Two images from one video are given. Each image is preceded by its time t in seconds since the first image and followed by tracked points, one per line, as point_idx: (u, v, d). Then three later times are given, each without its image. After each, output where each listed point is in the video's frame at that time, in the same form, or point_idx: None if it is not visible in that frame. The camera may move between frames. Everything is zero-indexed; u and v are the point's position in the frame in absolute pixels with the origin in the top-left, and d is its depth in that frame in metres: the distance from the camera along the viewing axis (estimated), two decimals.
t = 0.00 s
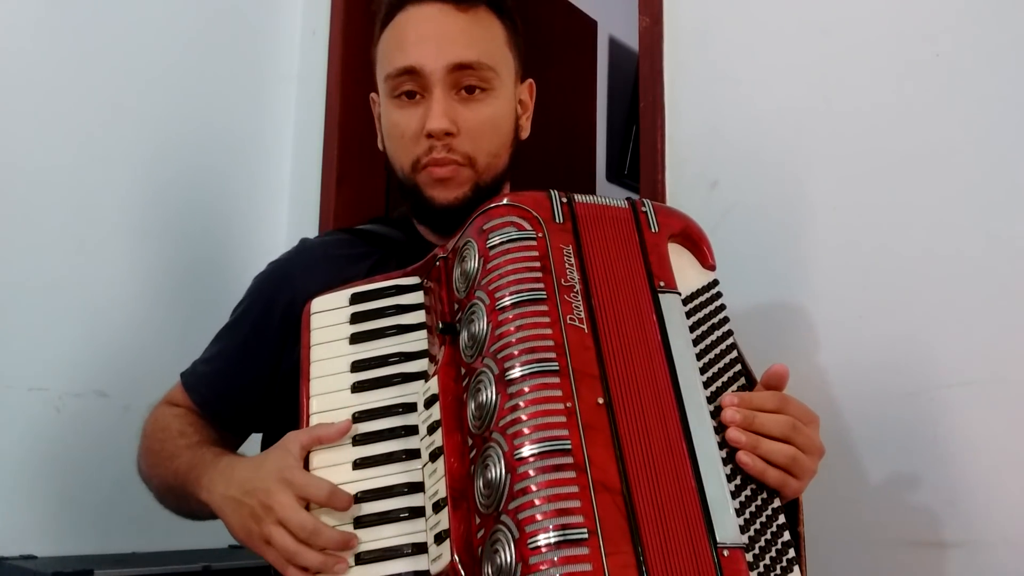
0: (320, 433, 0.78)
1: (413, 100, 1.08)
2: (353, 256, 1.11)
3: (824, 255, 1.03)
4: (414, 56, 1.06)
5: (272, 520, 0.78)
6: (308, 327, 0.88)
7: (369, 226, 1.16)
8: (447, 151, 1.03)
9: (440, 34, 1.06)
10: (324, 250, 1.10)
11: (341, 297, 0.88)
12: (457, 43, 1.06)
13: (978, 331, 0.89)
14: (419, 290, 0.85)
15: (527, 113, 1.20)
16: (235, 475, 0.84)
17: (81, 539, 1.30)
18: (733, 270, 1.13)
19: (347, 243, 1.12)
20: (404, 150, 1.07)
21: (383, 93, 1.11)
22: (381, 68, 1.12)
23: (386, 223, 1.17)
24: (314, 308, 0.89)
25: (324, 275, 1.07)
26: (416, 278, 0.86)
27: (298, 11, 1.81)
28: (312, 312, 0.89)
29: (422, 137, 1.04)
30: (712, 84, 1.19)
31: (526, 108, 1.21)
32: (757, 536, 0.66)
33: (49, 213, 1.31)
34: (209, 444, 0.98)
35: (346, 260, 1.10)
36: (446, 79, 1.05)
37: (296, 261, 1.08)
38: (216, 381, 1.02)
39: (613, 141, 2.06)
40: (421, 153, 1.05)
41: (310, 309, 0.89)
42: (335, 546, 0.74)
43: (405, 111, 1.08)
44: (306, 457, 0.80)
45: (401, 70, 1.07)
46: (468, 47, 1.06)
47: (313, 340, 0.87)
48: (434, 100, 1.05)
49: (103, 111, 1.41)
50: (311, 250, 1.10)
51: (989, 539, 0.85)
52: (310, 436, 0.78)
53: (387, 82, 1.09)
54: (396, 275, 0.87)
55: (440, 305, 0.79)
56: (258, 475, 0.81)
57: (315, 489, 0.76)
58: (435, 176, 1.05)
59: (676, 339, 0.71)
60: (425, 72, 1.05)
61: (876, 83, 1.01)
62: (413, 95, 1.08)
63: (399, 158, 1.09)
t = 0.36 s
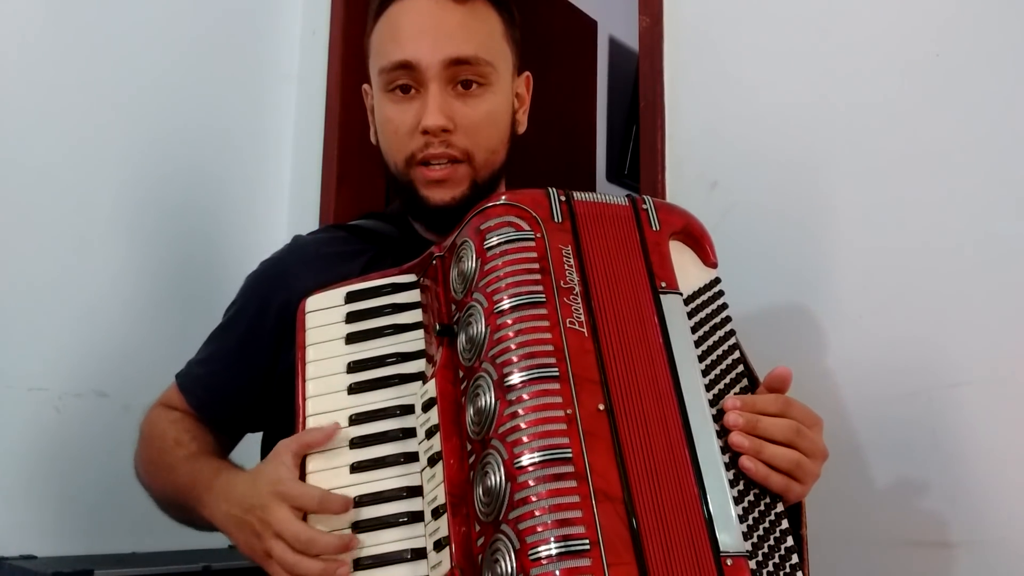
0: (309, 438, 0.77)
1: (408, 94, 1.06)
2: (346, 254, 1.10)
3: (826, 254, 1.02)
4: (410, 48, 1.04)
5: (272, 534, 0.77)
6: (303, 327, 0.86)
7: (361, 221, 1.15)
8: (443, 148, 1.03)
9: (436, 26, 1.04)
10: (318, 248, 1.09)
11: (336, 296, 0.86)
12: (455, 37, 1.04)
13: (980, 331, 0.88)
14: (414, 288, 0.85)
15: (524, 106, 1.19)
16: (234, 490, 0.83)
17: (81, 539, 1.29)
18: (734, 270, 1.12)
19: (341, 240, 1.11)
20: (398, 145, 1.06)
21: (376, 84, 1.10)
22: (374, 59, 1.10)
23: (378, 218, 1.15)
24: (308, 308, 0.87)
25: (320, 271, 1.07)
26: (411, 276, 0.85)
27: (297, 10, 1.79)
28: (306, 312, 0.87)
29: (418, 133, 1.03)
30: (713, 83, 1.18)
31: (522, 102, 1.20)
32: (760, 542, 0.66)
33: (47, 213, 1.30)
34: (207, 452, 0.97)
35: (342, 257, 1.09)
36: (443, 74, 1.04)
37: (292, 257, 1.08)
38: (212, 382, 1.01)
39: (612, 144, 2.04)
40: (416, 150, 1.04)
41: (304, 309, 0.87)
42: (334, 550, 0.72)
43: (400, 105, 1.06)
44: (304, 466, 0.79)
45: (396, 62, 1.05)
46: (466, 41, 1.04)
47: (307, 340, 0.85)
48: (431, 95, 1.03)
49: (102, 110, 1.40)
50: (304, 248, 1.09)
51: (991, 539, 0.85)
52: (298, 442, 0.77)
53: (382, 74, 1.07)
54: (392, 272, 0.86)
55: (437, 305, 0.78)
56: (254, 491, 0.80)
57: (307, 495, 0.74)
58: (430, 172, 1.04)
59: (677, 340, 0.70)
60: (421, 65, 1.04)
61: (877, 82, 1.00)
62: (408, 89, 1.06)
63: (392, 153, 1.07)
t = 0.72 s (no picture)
0: (286, 421, 0.77)
1: (413, 91, 1.06)
2: (349, 258, 1.10)
3: (827, 255, 1.02)
4: (417, 45, 1.05)
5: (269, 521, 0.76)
6: (311, 319, 0.86)
7: (362, 225, 1.15)
8: (447, 146, 1.03)
9: (444, 24, 1.05)
10: (316, 253, 1.10)
11: (345, 288, 0.86)
12: (462, 35, 1.04)
13: (982, 332, 0.88)
14: (424, 281, 0.84)
15: (526, 110, 1.19)
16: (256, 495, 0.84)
17: (81, 539, 1.29)
18: (736, 271, 1.12)
19: (340, 245, 1.12)
20: (402, 141, 1.06)
21: (380, 81, 1.10)
22: (380, 56, 1.10)
23: (380, 221, 1.15)
24: (317, 300, 0.87)
25: (319, 275, 1.07)
26: (422, 270, 0.85)
27: (297, 10, 1.80)
28: (315, 304, 0.87)
29: (422, 130, 1.03)
30: (712, 84, 1.18)
31: (525, 105, 1.20)
32: (764, 541, 0.65)
33: (49, 212, 1.30)
34: (235, 462, 0.96)
35: (342, 261, 1.10)
36: (449, 71, 1.04)
37: (287, 263, 1.08)
38: (217, 391, 1.01)
39: (612, 146, 2.05)
40: (420, 146, 1.04)
41: (313, 301, 0.87)
42: (324, 517, 0.71)
43: (404, 101, 1.06)
44: (308, 453, 0.80)
45: (402, 59, 1.05)
46: (473, 39, 1.05)
47: (316, 332, 0.85)
48: (436, 92, 1.04)
49: (105, 110, 1.40)
50: (307, 253, 1.10)
51: (994, 540, 0.85)
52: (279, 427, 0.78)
53: (387, 71, 1.07)
54: (401, 266, 0.86)
55: (446, 298, 0.78)
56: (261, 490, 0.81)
57: (291, 473, 0.74)
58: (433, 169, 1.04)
59: (685, 339, 0.70)
60: (427, 62, 1.04)
61: (878, 82, 1.00)
62: (413, 86, 1.06)
63: (395, 149, 1.07)
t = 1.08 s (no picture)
0: (288, 424, 0.77)
1: (418, 105, 1.06)
2: (349, 260, 1.10)
3: (824, 255, 1.03)
4: (425, 60, 1.04)
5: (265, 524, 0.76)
6: (309, 323, 0.87)
7: (366, 228, 1.15)
8: (448, 162, 1.03)
9: (453, 41, 1.04)
10: (319, 256, 1.10)
11: (343, 294, 0.87)
12: (470, 53, 1.04)
13: (977, 331, 0.88)
14: (421, 287, 0.85)
15: (530, 121, 1.19)
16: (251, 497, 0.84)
17: (81, 539, 1.29)
18: (733, 271, 1.12)
19: (344, 248, 1.12)
20: (404, 154, 1.06)
21: (387, 92, 1.10)
22: (387, 66, 1.10)
23: (385, 225, 1.15)
24: (315, 305, 0.88)
25: (319, 278, 1.07)
26: (418, 275, 0.86)
27: (298, 11, 1.80)
28: (313, 310, 0.88)
29: (425, 145, 1.04)
30: (711, 84, 1.19)
31: (529, 116, 1.20)
32: (758, 538, 0.66)
33: (49, 212, 1.31)
34: (230, 463, 0.97)
35: (343, 263, 1.09)
36: (455, 88, 1.04)
37: (291, 267, 1.08)
38: (218, 392, 1.02)
39: (612, 147, 2.06)
40: (422, 161, 1.04)
41: (311, 307, 0.88)
42: (319, 525, 0.71)
43: (409, 115, 1.06)
44: (306, 458, 0.80)
45: (409, 73, 1.05)
46: (481, 58, 1.04)
47: (314, 337, 0.86)
48: (441, 108, 1.04)
49: (105, 112, 1.41)
50: (308, 255, 1.10)
51: (989, 538, 0.85)
52: (280, 430, 0.78)
53: (394, 82, 1.07)
54: (398, 271, 0.87)
55: (441, 302, 0.78)
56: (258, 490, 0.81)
57: (288, 478, 0.74)
58: (433, 184, 1.04)
59: (679, 338, 0.70)
60: (434, 78, 1.04)
61: (876, 83, 1.00)
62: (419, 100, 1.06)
63: (398, 161, 1.07)
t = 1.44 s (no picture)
0: (286, 430, 0.76)
1: (418, 108, 1.06)
2: (350, 260, 1.10)
3: (824, 255, 1.03)
4: (425, 65, 1.04)
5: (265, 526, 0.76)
6: (309, 325, 0.87)
7: (367, 229, 1.15)
8: (445, 168, 1.03)
9: (453, 47, 1.03)
10: (321, 256, 1.09)
11: (342, 295, 0.87)
12: (470, 60, 1.03)
13: (978, 331, 0.88)
14: (420, 288, 0.85)
15: (532, 124, 1.19)
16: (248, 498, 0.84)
17: (81, 539, 1.29)
18: (733, 271, 1.12)
19: (346, 248, 1.12)
20: (402, 157, 1.06)
21: (387, 94, 1.09)
22: (389, 67, 1.10)
23: (386, 226, 1.15)
24: (315, 306, 0.88)
25: (320, 278, 1.06)
26: (417, 276, 0.86)
27: (298, 11, 1.80)
28: (312, 311, 0.88)
29: (422, 150, 1.04)
30: (711, 84, 1.19)
31: (532, 119, 1.19)
32: (756, 538, 0.66)
33: (49, 212, 1.31)
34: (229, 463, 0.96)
35: (345, 264, 1.09)
36: (454, 94, 1.03)
37: (294, 267, 1.08)
38: (218, 391, 1.02)
39: (612, 147, 2.06)
40: (419, 166, 1.04)
41: (311, 308, 0.88)
42: (319, 530, 0.71)
43: (409, 118, 1.06)
44: (305, 459, 0.80)
45: (409, 77, 1.05)
46: (481, 65, 1.04)
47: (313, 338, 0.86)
48: (439, 114, 1.03)
49: (105, 112, 1.41)
50: (308, 255, 1.10)
51: (989, 539, 0.85)
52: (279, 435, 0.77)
53: (394, 85, 1.07)
54: (398, 272, 0.87)
55: (440, 303, 0.78)
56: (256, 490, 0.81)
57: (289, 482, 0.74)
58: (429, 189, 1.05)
59: (677, 338, 0.70)
60: (433, 83, 1.03)
61: (876, 82, 1.00)
62: (418, 103, 1.06)
63: (396, 164, 1.08)
